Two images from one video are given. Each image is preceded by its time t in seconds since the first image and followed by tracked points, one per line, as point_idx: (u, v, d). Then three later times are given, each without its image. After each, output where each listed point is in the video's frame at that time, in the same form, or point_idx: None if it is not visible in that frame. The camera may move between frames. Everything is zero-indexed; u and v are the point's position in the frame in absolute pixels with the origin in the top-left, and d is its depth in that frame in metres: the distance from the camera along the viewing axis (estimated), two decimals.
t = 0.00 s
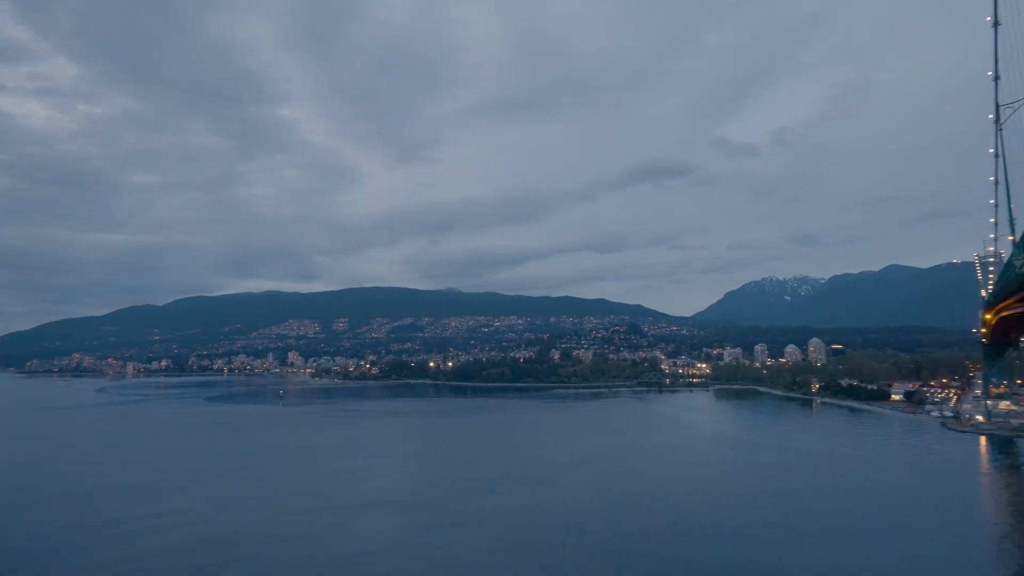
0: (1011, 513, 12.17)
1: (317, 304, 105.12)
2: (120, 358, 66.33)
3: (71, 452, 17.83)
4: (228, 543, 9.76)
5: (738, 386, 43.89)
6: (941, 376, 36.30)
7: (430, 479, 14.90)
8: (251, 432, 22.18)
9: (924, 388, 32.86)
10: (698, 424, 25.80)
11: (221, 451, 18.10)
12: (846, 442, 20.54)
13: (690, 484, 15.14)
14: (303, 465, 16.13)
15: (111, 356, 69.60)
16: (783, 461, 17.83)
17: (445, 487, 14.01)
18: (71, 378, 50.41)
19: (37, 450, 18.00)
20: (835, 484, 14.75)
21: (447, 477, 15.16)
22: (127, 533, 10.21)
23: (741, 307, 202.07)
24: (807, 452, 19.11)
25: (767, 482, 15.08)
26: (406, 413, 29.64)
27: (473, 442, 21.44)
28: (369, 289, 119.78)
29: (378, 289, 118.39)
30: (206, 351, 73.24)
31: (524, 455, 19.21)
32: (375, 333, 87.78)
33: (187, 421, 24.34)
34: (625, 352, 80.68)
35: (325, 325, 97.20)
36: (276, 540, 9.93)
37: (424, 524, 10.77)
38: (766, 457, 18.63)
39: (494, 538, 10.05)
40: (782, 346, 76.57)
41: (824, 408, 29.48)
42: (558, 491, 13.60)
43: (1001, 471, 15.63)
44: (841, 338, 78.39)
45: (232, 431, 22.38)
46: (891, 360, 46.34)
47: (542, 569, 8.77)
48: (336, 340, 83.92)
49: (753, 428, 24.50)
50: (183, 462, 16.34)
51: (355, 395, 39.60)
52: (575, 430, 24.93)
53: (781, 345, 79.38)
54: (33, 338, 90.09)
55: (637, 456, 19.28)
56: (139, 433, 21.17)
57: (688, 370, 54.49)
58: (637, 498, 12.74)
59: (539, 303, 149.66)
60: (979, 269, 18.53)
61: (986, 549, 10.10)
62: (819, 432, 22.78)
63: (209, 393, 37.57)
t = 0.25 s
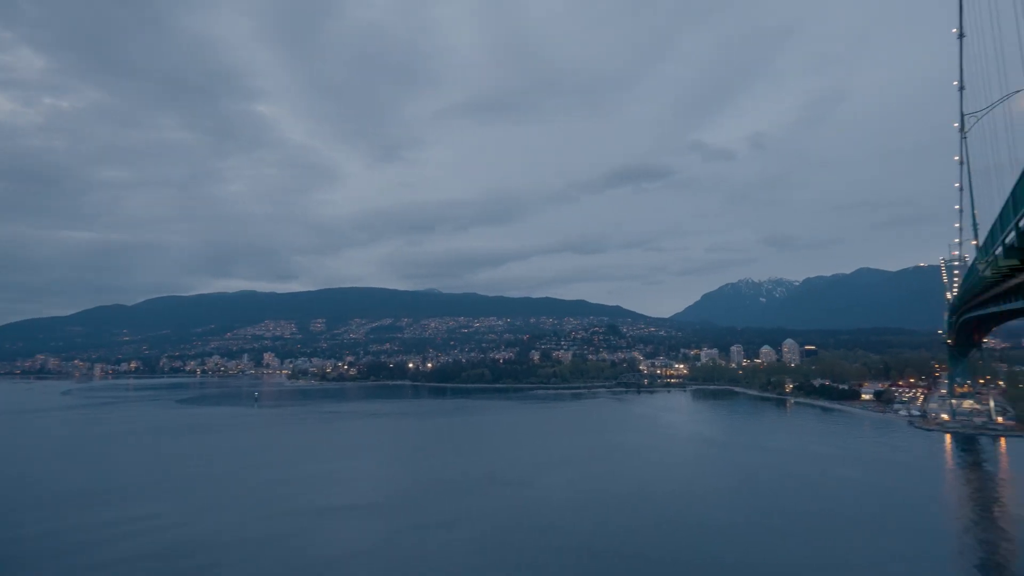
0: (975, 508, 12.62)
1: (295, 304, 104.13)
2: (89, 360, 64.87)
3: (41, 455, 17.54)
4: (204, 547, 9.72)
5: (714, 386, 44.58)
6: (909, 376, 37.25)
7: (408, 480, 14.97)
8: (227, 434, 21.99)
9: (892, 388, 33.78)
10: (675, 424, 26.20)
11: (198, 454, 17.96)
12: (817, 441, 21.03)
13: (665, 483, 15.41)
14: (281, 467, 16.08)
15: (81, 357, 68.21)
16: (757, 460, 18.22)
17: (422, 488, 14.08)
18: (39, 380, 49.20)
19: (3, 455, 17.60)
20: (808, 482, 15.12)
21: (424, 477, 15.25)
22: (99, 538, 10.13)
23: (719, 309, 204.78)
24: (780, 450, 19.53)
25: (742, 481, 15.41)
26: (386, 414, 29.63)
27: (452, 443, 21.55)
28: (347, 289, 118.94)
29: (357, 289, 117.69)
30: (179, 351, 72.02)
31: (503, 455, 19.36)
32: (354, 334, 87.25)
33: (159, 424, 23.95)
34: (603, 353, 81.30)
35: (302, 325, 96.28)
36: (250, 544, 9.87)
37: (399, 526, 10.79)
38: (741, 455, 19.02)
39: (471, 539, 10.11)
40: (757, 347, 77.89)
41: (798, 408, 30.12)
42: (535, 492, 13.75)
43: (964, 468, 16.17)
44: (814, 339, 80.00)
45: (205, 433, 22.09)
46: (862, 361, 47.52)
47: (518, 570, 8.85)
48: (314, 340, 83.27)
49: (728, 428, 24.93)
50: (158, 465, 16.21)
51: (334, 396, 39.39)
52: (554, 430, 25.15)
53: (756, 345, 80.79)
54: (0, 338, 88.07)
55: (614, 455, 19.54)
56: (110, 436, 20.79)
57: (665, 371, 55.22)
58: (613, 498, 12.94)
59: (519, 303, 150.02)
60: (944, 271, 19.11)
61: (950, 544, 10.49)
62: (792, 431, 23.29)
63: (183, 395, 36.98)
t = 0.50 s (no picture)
0: (938, 504, 13.10)
1: (271, 303, 102.86)
2: (55, 360, 63.18)
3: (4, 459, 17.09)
4: (188, 552, 9.72)
5: (690, 386, 45.23)
6: (878, 376, 38.20)
7: (387, 481, 15.02)
8: (201, 436, 21.74)
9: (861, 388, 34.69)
10: (651, 424, 26.57)
11: (171, 457, 17.75)
12: (788, 440, 21.51)
13: (641, 483, 15.70)
14: (259, 469, 16.01)
15: (46, 356, 66.36)
16: (731, 459, 18.58)
17: (400, 489, 14.14)
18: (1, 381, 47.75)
19: None
20: (780, 480, 15.52)
21: (403, 479, 15.30)
22: (69, 544, 10.04)
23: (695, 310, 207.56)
24: (753, 450, 19.95)
25: (717, 480, 15.74)
26: (363, 415, 29.52)
27: (431, 443, 21.61)
28: (325, 288, 117.93)
29: (334, 288, 116.74)
30: (149, 351, 70.53)
31: (482, 455, 19.49)
32: (330, 334, 86.48)
33: (128, 426, 23.51)
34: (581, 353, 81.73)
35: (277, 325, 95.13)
36: (224, 549, 9.82)
37: (377, 529, 10.82)
38: (715, 454, 19.39)
39: (448, 541, 10.19)
40: (732, 347, 79.11)
41: (771, 407, 30.71)
42: (514, 492, 13.89)
43: (928, 465, 16.72)
44: (787, 340, 81.51)
45: (176, 435, 21.74)
46: (833, 361, 48.63)
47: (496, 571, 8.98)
48: (289, 340, 82.32)
49: (703, 427, 25.35)
50: (132, 469, 16.01)
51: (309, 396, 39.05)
52: (532, 430, 25.33)
53: (731, 346, 82.06)
54: None
55: (591, 455, 19.78)
56: (77, 439, 20.35)
57: (642, 371, 55.84)
58: (591, 498, 13.16)
59: (497, 303, 149.98)
60: (911, 274, 19.69)
61: (915, 538, 10.90)
62: (764, 430, 23.77)
63: (153, 396, 36.25)
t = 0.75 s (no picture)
0: (905, 504, 13.47)
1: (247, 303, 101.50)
2: (20, 359, 61.50)
3: None
4: (159, 555, 9.63)
5: (668, 388, 45.73)
6: (850, 379, 38.98)
7: (366, 483, 15.01)
8: (174, 437, 21.42)
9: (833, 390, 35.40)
10: (629, 425, 26.81)
11: (143, 459, 17.47)
12: (763, 441, 21.88)
13: (618, 484, 15.88)
14: (235, 472, 15.86)
15: (10, 355, 64.55)
16: (706, 460, 18.83)
17: (378, 491, 14.13)
18: None
19: None
20: (754, 481, 15.80)
21: (381, 480, 15.29)
22: (29, 549, 9.84)
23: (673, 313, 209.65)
24: (728, 451, 20.26)
25: (692, 481, 15.98)
26: (340, 416, 29.31)
27: (409, 444, 21.57)
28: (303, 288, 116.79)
29: (312, 288, 115.68)
30: (119, 351, 69.08)
31: (461, 457, 19.51)
32: (308, 334, 85.65)
33: (96, 428, 23.01)
34: (560, 355, 81.96)
35: (254, 324, 93.94)
36: (194, 553, 9.73)
37: (349, 531, 10.79)
38: (691, 456, 19.64)
39: (423, 543, 10.21)
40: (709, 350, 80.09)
41: (747, 409, 31.16)
42: (492, 493, 13.92)
43: (897, 466, 17.14)
44: (763, 343, 82.76)
45: (146, 437, 21.35)
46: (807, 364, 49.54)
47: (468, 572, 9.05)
48: (266, 340, 81.31)
49: (679, 429, 25.65)
50: (103, 471, 15.75)
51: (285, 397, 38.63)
52: (510, 431, 25.39)
53: (708, 349, 83.05)
54: None
55: (570, 456, 19.92)
56: (43, 441, 19.88)
57: (621, 373, 56.31)
58: (569, 499, 13.28)
59: (476, 304, 149.73)
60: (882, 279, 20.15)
61: (882, 538, 11.21)
62: (739, 431, 24.14)
63: (123, 397, 35.53)
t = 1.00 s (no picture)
0: (877, 503, 13.83)
1: (223, 303, 100.14)
2: None
3: None
4: (133, 560, 9.59)
5: (647, 390, 46.20)
6: (825, 382, 39.70)
7: (347, 485, 15.00)
8: (149, 440, 21.10)
9: (808, 392, 36.11)
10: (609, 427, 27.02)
11: (117, 462, 17.20)
12: (738, 442, 22.28)
13: (598, 485, 16.05)
14: (213, 474, 15.73)
15: None
16: (683, 461, 19.12)
17: (360, 494, 14.14)
18: None
19: None
20: (732, 482, 16.07)
21: (362, 483, 15.29)
22: None
23: (653, 316, 211.64)
24: (706, 452, 20.53)
25: (671, 482, 16.20)
26: (319, 418, 29.10)
27: (389, 446, 21.53)
28: (282, 289, 115.56)
29: (291, 288, 114.62)
30: (90, 351, 67.66)
31: (442, 458, 19.52)
32: (286, 335, 84.86)
33: (67, 431, 22.57)
34: (541, 357, 82.07)
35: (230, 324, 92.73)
36: (169, 557, 9.69)
37: (327, 534, 10.80)
38: (670, 457, 19.88)
39: (402, 545, 10.27)
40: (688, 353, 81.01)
41: (724, 411, 31.57)
42: (474, 495, 14.03)
43: (869, 466, 17.59)
44: (740, 346, 83.94)
45: (119, 440, 21.01)
46: (783, 366, 50.36)
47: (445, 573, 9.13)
48: (242, 341, 80.32)
49: (658, 431, 25.97)
50: (77, 475, 15.50)
51: (263, 399, 38.17)
52: (490, 433, 25.48)
53: (687, 351, 84.01)
54: None
55: (550, 458, 20.04)
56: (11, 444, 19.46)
57: (601, 375, 56.73)
58: (551, 501, 13.44)
59: (457, 305, 149.32)
60: (855, 283, 20.65)
61: (854, 537, 11.52)
62: (716, 433, 24.54)
63: (94, 398, 34.87)
